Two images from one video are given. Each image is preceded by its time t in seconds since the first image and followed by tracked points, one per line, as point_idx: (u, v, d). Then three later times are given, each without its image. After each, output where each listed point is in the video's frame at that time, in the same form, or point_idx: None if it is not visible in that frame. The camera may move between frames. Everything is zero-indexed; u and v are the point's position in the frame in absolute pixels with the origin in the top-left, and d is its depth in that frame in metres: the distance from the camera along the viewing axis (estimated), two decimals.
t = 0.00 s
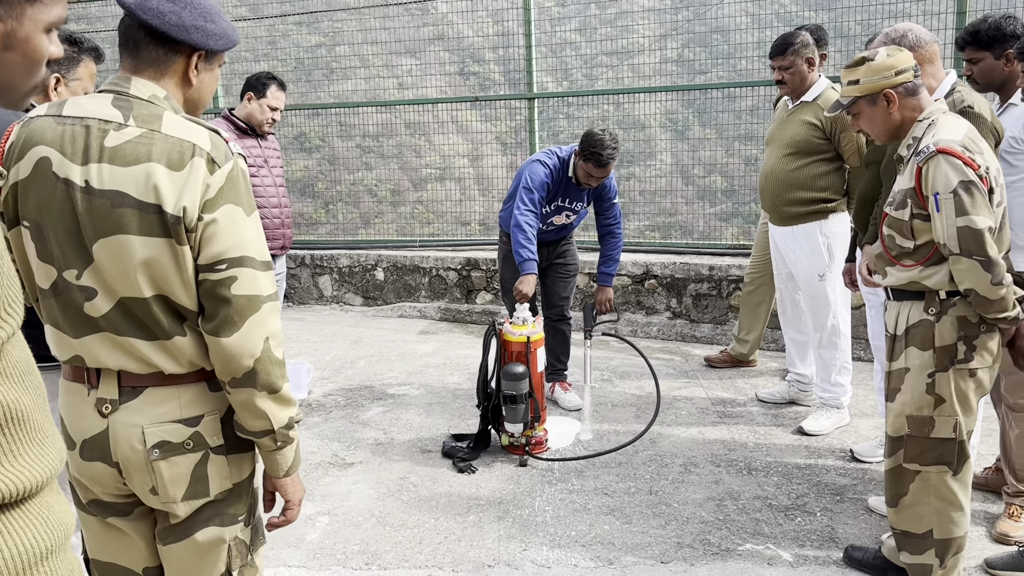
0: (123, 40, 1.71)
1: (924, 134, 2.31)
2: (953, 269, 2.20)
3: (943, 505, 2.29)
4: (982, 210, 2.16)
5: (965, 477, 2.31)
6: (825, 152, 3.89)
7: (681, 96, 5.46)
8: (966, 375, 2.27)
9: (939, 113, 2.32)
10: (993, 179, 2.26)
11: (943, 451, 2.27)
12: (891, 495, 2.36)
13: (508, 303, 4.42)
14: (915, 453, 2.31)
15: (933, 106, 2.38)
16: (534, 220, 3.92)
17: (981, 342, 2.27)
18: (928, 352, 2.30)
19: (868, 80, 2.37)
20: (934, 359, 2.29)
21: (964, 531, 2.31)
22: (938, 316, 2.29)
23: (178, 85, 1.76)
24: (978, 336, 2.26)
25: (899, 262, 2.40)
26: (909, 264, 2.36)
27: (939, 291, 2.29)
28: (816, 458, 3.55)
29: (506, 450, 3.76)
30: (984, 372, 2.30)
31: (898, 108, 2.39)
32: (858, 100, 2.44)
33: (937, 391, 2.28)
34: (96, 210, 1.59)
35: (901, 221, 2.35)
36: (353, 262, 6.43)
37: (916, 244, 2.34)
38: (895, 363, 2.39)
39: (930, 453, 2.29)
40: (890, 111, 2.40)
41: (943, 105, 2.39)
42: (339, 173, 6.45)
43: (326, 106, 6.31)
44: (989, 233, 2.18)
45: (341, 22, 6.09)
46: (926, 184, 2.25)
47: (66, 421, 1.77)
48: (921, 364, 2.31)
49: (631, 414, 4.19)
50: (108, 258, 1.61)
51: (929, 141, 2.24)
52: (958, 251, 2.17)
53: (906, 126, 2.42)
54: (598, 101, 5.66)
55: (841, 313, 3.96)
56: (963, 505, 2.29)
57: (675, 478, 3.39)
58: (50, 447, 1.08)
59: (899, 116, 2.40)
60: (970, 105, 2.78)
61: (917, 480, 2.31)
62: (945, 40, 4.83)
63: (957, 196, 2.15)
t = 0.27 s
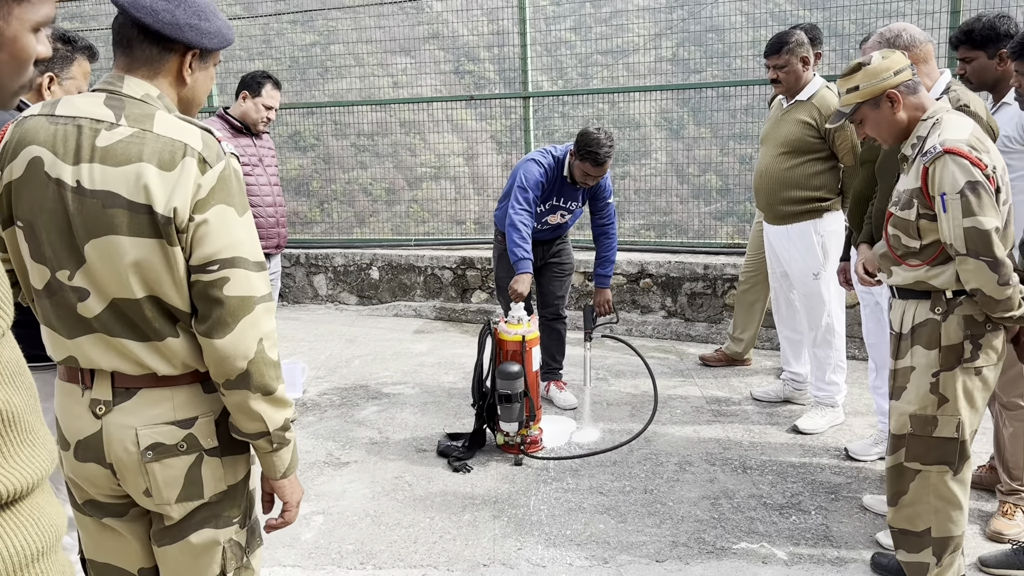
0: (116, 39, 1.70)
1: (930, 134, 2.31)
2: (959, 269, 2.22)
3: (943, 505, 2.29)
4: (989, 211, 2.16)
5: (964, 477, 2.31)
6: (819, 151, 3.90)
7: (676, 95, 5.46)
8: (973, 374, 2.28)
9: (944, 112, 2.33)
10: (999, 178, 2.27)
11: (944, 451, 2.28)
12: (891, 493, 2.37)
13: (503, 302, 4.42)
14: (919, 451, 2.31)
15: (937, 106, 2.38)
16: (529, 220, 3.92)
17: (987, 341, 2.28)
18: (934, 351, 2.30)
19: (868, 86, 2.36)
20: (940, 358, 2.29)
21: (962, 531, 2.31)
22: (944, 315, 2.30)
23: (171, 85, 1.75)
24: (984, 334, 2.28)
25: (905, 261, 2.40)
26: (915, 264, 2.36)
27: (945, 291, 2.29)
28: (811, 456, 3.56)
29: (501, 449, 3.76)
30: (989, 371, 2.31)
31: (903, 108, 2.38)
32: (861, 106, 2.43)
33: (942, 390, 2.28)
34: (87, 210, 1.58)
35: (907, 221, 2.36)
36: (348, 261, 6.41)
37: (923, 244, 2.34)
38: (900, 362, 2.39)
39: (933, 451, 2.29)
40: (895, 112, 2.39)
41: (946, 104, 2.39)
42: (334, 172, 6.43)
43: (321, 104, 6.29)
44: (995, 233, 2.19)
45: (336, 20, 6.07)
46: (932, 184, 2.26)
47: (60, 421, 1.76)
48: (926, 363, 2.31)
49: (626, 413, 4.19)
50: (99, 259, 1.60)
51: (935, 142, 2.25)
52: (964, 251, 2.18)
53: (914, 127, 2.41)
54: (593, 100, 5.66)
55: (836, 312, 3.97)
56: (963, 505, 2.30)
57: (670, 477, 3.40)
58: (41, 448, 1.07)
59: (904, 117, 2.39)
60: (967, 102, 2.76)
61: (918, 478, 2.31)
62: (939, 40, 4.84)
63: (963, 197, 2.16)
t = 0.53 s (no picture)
0: (107, 36, 1.69)
1: (942, 130, 2.27)
2: (978, 259, 2.18)
3: (941, 500, 2.26)
4: (1009, 202, 2.15)
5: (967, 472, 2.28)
6: (814, 150, 3.90)
7: (672, 93, 5.45)
8: (982, 365, 2.26)
9: (955, 109, 2.29)
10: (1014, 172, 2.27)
11: (952, 445, 2.24)
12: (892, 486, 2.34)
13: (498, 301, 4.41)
14: (924, 444, 2.27)
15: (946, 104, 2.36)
16: (524, 220, 3.91)
17: (996, 333, 2.26)
18: (946, 343, 2.27)
19: (880, 84, 2.32)
20: (952, 350, 2.25)
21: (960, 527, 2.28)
22: (957, 307, 2.26)
23: (162, 82, 1.74)
24: (994, 326, 2.25)
25: (918, 255, 2.35)
26: (927, 258, 2.32)
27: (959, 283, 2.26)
28: (806, 454, 3.56)
29: (496, 448, 3.75)
30: (998, 362, 2.28)
31: (914, 104, 2.35)
32: (873, 103, 2.39)
33: (953, 381, 2.25)
34: (77, 209, 1.57)
35: (922, 214, 2.31)
36: (343, 260, 6.39)
37: (937, 237, 2.30)
38: (910, 356, 2.35)
39: (940, 444, 2.25)
40: (908, 108, 2.35)
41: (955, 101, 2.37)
42: (329, 170, 6.41)
43: (316, 102, 6.27)
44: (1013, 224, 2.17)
45: (331, 18, 6.06)
46: (951, 176, 2.21)
47: (54, 419, 1.75)
48: (938, 356, 2.27)
49: (621, 412, 4.19)
50: (89, 258, 1.59)
51: (953, 135, 2.21)
52: (986, 241, 2.15)
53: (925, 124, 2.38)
54: (588, 98, 5.65)
55: (830, 310, 3.97)
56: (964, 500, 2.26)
57: (665, 475, 3.40)
58: (30, 447, 1.06)
59: (916, 114, 2.36)
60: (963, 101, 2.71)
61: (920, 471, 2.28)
62: (934, 39, 4.85)
63: (986, 187, 2.13)
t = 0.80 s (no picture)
0: (100, 34, 1.68)
1: (948, 127, 2.26)
2: (985, 250, 2.15)
3: (945, 491, 2.27)
4: (1014, 192, 2.13)
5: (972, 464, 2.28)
6: (810, 148, 3.90)
7: (668, 92, 5.45)
8: (992, 359, 2.23)
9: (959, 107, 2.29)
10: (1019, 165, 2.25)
11: (960, 438, 2.24)
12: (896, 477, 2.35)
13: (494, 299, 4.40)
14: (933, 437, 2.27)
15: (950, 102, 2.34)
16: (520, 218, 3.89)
17: (1007, 327, 2.23)
18: (956, 337, 2.25)
19: (880, 85, 2.31)
20: (962, 344, 2.24)
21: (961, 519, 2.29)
22: (966, 302, 2.24)
23: (156, 81, 1.73)
24: (1004, 321, 2.23)
25: (926, 249, 2.32)
26: (937, 252, 2.29)
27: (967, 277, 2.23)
28: (801, 453, 3.56)
29: (492, 447, 3.75)
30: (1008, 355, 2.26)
31: (915, 104, 2.34)
32: (874, 104, 2.39)
33: (962, 374, 2.23)
34: (72, 208, 1.56)
35: (929, 209, 2.29)
36: (339, 258, 6.38)
37: (945, 231, 2.27)
38: (920, 350, 2.33)
39: (949, 438, 2.24)
40: (908, 108, 2.34)
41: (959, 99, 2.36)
42: (325, 168, 6.39)
43: (312, 101, 6.26)
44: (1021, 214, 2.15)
45: (327, 16, 6.03)
46: (957, 170, 2.20)
47: (50, 417, 1.74)
48: (948, 349, 2.26)
49: (617, 410, 4.19)
50: (85, 257, 1.58)
51: (957, 130, 2.21)
52: (993, 232, 2.13)
53: (927, 123, 2.36)
54: (585, 97, 5.65)
55: (826, 309, 3.98)
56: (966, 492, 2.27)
57: (661, 474, 3.40)
58: (21, 447, 1.05)
59: (918, 113, 2.35)
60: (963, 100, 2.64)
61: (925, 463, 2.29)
62: (929, 38, 4.86)
63: (992, 178, 2.12)
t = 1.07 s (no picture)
0: (96, 33, 1.67)
1: (942, 123, 2.26)
2: (979, 243, 2.17)
3: (944, 486, 2.27)
4: (1007, 183, 2.14)
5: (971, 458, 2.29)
6: (807, 147, 3.91)
7: (664, 91, 5.45)
8: (989, 355, 2.23)
9: (954, 104, 2.28)
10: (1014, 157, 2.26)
11: (957, 433, 2.24)
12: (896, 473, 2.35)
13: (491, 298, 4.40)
14: (931, 433, 2.27)
15: (944, 100, 2.34)
16: (517, 215, 3.89)
17: (1004, 323, 2.22)
18: (953, 332, 2.25)
19: (874, 87, 2.32)
20: (959, 339, 2.24)
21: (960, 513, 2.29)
22: (963, 298, 2.24)
23: (153, 79, 1.71)
24: (1001, 317, 2.22)
25: (924, 244, 2.31)
26: (933, 246, 2.29)
27: (965, 271, 2.23)
28: (798, 451, 3.57)
29: (489, 446, 3.74)
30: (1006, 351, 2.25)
31: (908, 104, 2.33)
32: (868, 106, 2.39)
33: (959, 370, 2.23)
34: (72, 208, 1.55)
35: (926, 203, 2.28)
36: (335, 257, 6.37)
37: (942, 224, 2.27)
38: (917, 346, 2.33)
39: (946, 433, 2.25)
40: (902, 108, 2.34)
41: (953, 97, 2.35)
42: (322, 167, 6.38)
43: (309, 99, 6.24)
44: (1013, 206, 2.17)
45: (323, 15, 6.02)
46: (950, 163, 2.20)
47: (48, 415, 1.72)
48: (944, 345, 2.25)
49: (614, 409, 4.19)
50: (85, 255, 1.57)
51: (951, 123, 2.21)
52: (987, 223, 2.14)
53: (922, 121, 2.36)
54: (581, 96, 5.64)
55: (822, 307, 3.99)
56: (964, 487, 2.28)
57: (658, 472, 3.40)
58: (16, 448, 1.08)
59: (911, 112, 2.34)
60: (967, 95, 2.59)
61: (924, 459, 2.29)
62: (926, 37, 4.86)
63: (985, 171, 2.12)
